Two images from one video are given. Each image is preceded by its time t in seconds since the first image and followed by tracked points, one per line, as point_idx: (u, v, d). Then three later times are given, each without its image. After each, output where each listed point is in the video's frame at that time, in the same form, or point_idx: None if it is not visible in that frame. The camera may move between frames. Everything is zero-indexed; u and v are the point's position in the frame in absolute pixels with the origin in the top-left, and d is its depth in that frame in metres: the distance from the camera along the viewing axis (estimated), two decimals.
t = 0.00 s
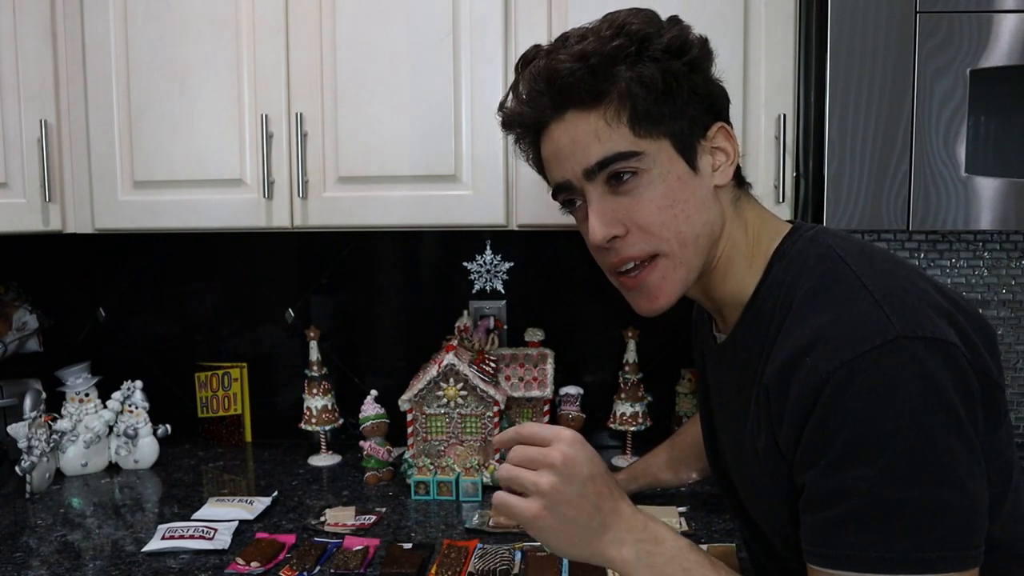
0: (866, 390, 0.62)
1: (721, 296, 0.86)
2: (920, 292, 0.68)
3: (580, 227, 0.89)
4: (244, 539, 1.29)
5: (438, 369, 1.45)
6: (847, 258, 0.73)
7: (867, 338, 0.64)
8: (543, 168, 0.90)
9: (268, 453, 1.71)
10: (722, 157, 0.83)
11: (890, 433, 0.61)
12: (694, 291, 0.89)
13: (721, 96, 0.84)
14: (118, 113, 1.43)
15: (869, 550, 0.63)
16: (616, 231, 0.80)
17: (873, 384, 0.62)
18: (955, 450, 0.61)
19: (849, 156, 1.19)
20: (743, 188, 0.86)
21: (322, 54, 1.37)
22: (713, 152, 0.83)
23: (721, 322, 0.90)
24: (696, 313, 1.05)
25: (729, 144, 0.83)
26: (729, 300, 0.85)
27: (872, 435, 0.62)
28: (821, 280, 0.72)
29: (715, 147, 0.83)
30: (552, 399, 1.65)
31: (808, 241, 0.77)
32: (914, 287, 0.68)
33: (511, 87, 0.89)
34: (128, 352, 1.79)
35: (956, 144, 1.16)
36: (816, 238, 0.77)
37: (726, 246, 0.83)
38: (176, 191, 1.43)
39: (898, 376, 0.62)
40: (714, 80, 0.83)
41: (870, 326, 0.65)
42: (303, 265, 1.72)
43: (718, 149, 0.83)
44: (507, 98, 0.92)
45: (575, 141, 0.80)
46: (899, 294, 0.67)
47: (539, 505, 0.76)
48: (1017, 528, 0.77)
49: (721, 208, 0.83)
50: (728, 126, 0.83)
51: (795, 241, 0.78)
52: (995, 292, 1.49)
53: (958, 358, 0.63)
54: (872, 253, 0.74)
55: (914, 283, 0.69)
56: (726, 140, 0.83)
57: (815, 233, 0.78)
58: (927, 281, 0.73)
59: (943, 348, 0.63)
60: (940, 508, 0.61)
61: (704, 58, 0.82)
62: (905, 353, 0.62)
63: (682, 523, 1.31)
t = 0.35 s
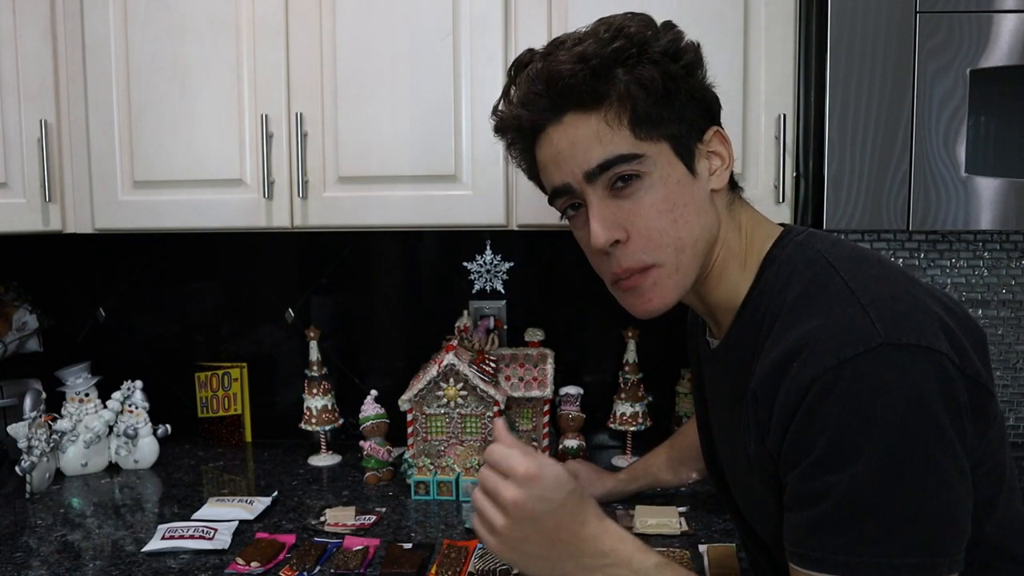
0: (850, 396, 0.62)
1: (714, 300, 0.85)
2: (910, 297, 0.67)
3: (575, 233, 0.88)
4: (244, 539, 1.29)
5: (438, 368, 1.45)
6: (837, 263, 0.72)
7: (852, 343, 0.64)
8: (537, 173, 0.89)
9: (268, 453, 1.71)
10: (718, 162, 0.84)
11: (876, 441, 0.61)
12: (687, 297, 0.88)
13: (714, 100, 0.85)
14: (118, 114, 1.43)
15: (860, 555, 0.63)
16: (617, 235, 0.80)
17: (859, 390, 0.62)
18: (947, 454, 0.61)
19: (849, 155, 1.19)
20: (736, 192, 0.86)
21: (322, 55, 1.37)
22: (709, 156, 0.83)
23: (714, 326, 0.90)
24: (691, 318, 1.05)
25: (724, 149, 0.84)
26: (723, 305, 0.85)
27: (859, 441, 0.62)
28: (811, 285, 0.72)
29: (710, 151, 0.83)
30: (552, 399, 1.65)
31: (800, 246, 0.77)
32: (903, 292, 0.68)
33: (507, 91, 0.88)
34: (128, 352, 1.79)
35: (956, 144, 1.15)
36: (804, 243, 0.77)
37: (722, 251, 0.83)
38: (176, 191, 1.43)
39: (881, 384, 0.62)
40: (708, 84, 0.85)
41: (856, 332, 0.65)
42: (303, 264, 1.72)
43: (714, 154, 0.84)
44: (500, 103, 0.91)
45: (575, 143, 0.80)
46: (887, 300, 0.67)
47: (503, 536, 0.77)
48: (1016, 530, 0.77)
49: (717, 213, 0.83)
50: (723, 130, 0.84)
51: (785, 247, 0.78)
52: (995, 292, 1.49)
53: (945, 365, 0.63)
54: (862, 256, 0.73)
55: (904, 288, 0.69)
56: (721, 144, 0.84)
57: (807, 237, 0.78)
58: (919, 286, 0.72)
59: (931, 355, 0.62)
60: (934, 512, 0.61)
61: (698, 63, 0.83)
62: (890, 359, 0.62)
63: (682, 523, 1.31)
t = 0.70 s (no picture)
0: (848, 402, 0.62)
1: (707, 306, 0.85)
2: (904, 302, 0.67)
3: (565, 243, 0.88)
4: (244, 539, 1.29)
5: (438, 369, 1.45)
6: (829, 269, 0.72)
7: (847, 350, 0.64)
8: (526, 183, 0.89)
9: (268, 453, 1.71)
10: (708, 169, 0.83)
11: (875, 447, 0.61)
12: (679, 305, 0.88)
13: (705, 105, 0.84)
14: (118, 114, 1.43)
15: (864, 559, 0.63)
16: (606, 246, 0.80)
17: (856, 396, 0.62)
18: (947, 456, 0.61)
19: (849, 156, 1.19)
20: (726, 198, 0.86)
21: (322, 54, 1.37)
22: (699, 163, 0.83)
23: (705, 333, 0.89)
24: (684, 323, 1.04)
25: (714, 156, 0.83)
26: (715, 311, 0.85)
27: (859, 447, 0.62)
28: (804, 291, 0.72)
29: (700, 159, 0.83)
30: (552, 399, 1.64)
31: (791, 253, 0.77)
32: (896, 297, 0.68)
33: (494, 101, 0.88)
34: (128, 352, 1.79)
35: (956, 145, 1.15)
36: (797, 248, 0.77)
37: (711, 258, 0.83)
38: (176, 190, 1.43)
39: (878, 389, 0.61)
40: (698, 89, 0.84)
41: (850, 338, 0.65)
42: (303, 265, 1.72)
43: (703, 161, 0.83)
44: (489, 111, 0.91)
45: (563, 154, 0.80)
46: (880, 304, 0.67)
47: None
48: (1015, 530, 0.77)
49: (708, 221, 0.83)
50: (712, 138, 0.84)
51: (777, 254, 0.78)
52: (995, 292, 1.48)
53: (942, 369, 0.63)
54: (853, 262, 0.73)
55: (898, 294, 0.69)
56: (711, 152, 0.83)
57: (797, 242, 0.78)
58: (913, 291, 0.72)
59: (927, 359, 0.62)
60: (934, 514, 0.61)
61: (687, 68, 0.82)
62: (885, 364, 0.62)
63: (682, 523, 1.31)
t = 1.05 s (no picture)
0: (858, 403, 0.62)
1: (708, 302, 0.85)
2: (915, 302, 0.68)
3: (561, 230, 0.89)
4: (244, 539, 1.29)
5: (438, 369, 1.45)
6: (839, 267, 0.73)
7: (857, 351, 0.64)
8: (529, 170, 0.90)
9: (268, 453, 1.71)
10: (703, 166, 0.80)
11: (884, 447, 0.61)
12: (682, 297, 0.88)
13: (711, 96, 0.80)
14: (118, 115, 1.43)
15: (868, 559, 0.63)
16: (584, 247, 0.80)
17: (866, 397, 0.62)
18: (951, 457, 0.61)
19: (849, 156, 1.19)
20: (732, 192, 0.84)
21: (322, 55, 1.37)
22: (693, 160, 0.79)
23: (710, 326, 0.90)
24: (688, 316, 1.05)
25: (711, 152, 0.79)
26: (716, 307, 0.85)
27: (868, 447, 0.62)
28: (814, 290, 0.72)
29: (696, 155, 0.79)
30: (552, 399, 1.65)
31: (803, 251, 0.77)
32: (907, 297, 0.68)
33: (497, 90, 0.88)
34: (128, 352, 1.79)
35: (955, 145, 1.15)
36: (808, 247, 0.77)
37: (709, 257, 0.82)
38: (176, 191, 1.43)
39: (887, 387, 0.62)
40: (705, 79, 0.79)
41: (862, 339, 0.65)
42: (303, 265, 1.72)
43: (699, 158, 0.79)
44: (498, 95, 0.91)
45: (546, 156, 0.80)
46: (891, 304, 0.67)
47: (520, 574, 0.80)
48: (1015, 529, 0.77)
49: (701, 219, 0.81)
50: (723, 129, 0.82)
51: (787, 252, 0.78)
52: (995, 292, 1.49)
53: (954, 369, 0.63)
54: (864, 261, 0.74)
55: (908, 294, 0.69)
56: (708, 147, 0.79)
57: (807, 241, 0.78)
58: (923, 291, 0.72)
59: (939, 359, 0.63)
60: (936, 514, 0.61)
61: (688, 59, 0.77)
62: (897, 364, 0.62)
63: (682, 523, 1.31)
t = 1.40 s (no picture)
0: (867, 400, 0.63)
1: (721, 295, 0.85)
2: (931, 301, 0.68)
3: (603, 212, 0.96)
4: (244, 539, 1.29)
5: (438, 369, 1.45)
6: (861, 260, 0.72)
7: (869, 347, 0.64)
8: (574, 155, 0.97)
9: (268, 452, 1.71)
10: (660, 182, 0.78)
11: (891, 445, 0.61)
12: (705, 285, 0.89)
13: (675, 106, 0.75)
14: (118, 115, 1.43)
15: (869, 558, 0.63)
16: (580, 248, 0.89)
17: (877, 394, 0.62)
18: (955, 457, 0.61)
19: (849, 155, 1.19)
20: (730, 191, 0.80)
21: (321, 55, 1.37)
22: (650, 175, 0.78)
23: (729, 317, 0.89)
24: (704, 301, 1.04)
25: (665, 169, 0.77)
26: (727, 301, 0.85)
27: (874, 445, 0.62)
28: (830, 283, 0.71)
29: (651, 171, 0.78)
30: (552, 399, 1.65)
31: (824, 241, 0.76)
32: (925, 295, 0.68)
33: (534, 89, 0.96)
34: (128, 352, 1.79)
35: (955, 145, 1.16)
36: (831, 236, 0.76)
37: (709, 257, 0.82)
38: (176, 191, 1.43)
39: (897, 384, 0.62)
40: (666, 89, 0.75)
41: (875, 335, 0.65)
42: (303, 264, 1.72)
43: (656, 175, 0.78)
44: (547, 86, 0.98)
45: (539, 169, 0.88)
46: (908, 301, 0.67)
47: None
48: (1014, 529, 0.77)
49: (680, 226, 0.81)
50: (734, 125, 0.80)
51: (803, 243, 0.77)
52: (995, 292, 1.49)
53: (966, 370, 0.63)
54: (884, 257, 0.73)
55: (925, 291, 0.69)
56: (662, 164, 0.77)
57: (831, 232, 0.77)
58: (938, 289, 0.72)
59: (949, 359, 0.63)
60: (938, 513, 0.61)
61: (631, 76, 0.75)
62: (907, 362, 0.62)
63: (682, 523, 1.31)
